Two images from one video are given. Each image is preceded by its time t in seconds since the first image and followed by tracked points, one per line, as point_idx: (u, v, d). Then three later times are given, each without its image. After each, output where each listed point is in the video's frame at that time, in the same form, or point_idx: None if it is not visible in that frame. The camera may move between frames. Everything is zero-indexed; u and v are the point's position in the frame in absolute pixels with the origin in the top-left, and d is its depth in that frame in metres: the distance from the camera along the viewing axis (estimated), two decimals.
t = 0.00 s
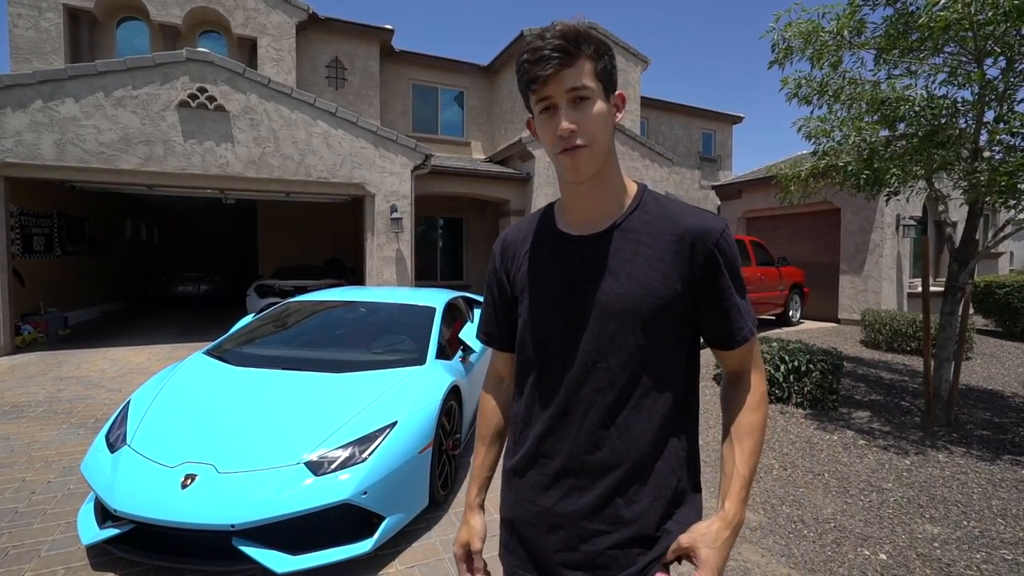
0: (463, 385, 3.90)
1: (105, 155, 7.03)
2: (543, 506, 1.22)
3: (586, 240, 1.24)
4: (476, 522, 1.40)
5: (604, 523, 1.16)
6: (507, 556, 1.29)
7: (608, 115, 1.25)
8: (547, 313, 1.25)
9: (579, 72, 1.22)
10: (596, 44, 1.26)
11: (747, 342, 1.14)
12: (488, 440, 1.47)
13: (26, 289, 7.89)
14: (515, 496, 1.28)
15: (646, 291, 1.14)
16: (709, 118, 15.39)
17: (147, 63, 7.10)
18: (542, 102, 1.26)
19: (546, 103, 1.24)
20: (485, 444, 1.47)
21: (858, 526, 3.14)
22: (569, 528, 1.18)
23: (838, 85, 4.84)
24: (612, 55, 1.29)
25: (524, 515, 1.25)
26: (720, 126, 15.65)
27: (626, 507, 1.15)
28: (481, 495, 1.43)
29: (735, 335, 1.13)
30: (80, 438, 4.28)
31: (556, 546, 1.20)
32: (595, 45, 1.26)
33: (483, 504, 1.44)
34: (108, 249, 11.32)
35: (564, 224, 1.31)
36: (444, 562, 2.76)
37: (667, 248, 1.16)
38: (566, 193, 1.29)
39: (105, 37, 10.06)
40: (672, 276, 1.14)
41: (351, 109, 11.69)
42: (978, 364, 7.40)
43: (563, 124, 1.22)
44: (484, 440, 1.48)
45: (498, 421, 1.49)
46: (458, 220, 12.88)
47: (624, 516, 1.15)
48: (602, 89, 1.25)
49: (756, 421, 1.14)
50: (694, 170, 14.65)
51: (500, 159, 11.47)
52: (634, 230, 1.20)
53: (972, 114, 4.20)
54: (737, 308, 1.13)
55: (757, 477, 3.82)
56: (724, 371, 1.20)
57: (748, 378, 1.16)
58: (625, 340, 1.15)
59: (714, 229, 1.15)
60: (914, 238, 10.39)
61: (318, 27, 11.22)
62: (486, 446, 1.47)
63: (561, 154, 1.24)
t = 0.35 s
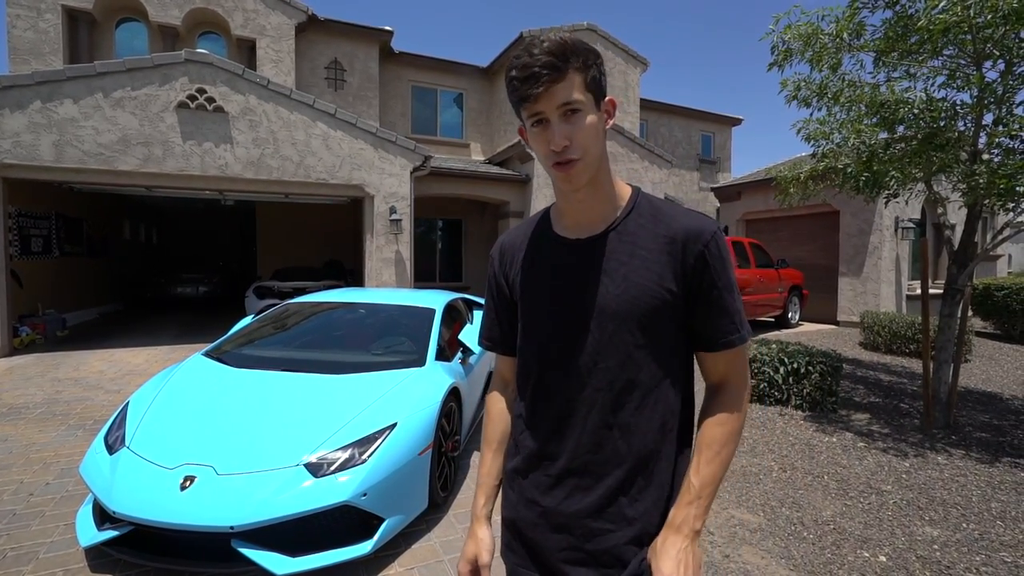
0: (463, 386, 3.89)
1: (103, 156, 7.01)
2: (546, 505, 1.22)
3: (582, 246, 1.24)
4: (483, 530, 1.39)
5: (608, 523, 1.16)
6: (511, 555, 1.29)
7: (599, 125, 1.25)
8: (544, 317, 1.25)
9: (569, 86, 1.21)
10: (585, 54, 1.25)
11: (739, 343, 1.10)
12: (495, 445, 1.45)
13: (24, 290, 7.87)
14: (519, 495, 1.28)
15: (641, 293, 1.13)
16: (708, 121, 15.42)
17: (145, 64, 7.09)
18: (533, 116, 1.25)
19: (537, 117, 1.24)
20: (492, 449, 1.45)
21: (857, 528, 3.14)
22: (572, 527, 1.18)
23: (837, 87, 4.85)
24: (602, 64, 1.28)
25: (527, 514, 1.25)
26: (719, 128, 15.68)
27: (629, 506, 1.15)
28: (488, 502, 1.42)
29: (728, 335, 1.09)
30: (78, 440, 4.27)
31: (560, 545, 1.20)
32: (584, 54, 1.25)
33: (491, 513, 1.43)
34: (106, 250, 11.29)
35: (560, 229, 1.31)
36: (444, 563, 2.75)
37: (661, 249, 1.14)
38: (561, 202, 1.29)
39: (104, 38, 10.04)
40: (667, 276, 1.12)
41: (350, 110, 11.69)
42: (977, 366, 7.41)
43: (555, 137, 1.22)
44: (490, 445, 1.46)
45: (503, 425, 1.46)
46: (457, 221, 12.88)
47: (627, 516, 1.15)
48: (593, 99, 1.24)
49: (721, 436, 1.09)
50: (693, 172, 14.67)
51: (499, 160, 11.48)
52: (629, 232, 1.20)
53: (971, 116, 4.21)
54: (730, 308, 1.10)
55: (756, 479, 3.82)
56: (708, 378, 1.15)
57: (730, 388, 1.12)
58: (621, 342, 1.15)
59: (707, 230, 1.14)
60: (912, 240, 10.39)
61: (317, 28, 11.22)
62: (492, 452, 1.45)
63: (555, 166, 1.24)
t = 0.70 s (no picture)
0: (465, 386, 3.90)
1: (107, 156, 7.04)
2: (552, 507, 1.22)
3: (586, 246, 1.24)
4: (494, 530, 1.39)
5: (614, 525, 1.16)
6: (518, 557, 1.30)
7: (604, 126, 1.24)
8: (549, 318, 1.25)
9: (575, 86, 1.21)
10: (592, 56, 1.24)
11: (746, 343, 1.07)
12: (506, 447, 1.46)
13: (28, 290, 7.90)
14: (526, 497, 1.29)
15: (645, 293, 1.12)
16: (710, 121, 15.40)
17: (149, 64, 7.11)
18: (538, 116, 1.25)
19: (542, 118, 1.24)
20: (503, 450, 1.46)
21: (859, 528, 3.13)
22: (578, 529, 1.19)
23: (840, 87, 4.84)
24: (607, 65, 1.28)
25: (535, 517, 1.26)
26: (722, 128, 15.65)
27: (635, 509, 1.15)
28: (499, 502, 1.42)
29: (735, 336, 1.07)
30: (82, 438, 4.28)
31: (566, 547, 1.20)
32: (590, 56, 1.24)
33: (502, 513, 1.43)
34: (109, 250, 11.33)
35: (564, 230, 1.31)
36: (446, 562, 2.75)
37: (666, 248, 1.13)
38: (565, 202, 1.29)
39: (108, 38, 10.08)
40: (671, 275, 1.11)
41: (353, 110, 11.71)
42: (980, 367, 7.38)
43: (560, 138, 1.22)
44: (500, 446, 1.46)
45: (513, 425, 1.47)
46: (459, 221, 12.89)
47: (634, 518, 1.15)
48: (599, 100, 1.24)
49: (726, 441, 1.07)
50: (695, 172, 14.65)
51: (501, 160, 11.48)
52: (633, 233, 1.19)
53: (975, 116, 4.20)
54: (737, 307, 1.08)
55: (758, 479, 3.81)
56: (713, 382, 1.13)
57: (736, 390, 1.09)
58: (626, 342, 1.14)
59: (711, 228, 1.12)
60: (916, 240, 10.36)
61: (320, 29, 11.23)
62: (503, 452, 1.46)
63: (560, 167, 1.24)
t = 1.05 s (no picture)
0: (467, 385, 3.90)
1: (108, 155, 7.02)
2: (570, 516, 1.22)
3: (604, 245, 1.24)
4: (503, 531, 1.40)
5: (634, 535, 1.15)
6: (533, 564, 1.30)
7: (619, 118, 1.24)
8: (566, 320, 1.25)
9: (588, 78, 1.22)
10: (604, 48, 1.26)
11: (772, 344, 1.06)
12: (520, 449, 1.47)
13: (29, 289, 7.89)
14: (542, 504, 1.29)
15: (664, 292, 1.12)
16: (711, 120, 15.41)
17: (150, 63, 7.09)
18: (552, 109, 1.25)
19: (555, 110, 1.24)
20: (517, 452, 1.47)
21: (860, 528, 3.15)
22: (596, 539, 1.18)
23: (841, 87, 4.84)
24: (620, 56, 1.29)
25: (552, 523, 1.26)
26: (722, 128, 15.66)
27: (657, 519, 1.14)
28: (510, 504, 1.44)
29: (762, 337, 1.06)
30: (83, 437, 4.28)
31: (583, 555, 1.20)
32: (603, 48, 1.25)
33: (513, 516, 1.44)
34: (110, 248, 11.31)
35: (581, 229, 1.31)
36: (448, 561, 2.76)
37: (685, 246, 1.13)
38: (580, 198, 1.29)
39: (108, 36, 10.06)
40: (690, 275, 1.11)
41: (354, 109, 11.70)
42: (980, 368, 7.40)
43: (574, 130, 1.22)
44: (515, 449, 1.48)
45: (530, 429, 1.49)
46: (459, 220, 12.89)
47: (654, 528, 1.13)
48: (612, 92, 1.25)
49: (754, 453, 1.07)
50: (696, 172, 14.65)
51: (502, 160, 11.48)
52: (651, 231, 1.20)
53: (976, 117, 4.21)
54: (761, 307, 1.07)
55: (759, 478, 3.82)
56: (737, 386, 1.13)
57: (764, 394, 1.09)
58: (644, 343, 1.14)
59: (732, 224, 1.12)
60: (916, 240, 10.37)
61: (321, 27, 11.21)
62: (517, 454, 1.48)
63: (574, 161, 1.24)
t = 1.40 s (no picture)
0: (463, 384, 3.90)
1: (100, 152, 6.94)
2: (591, 520, 1.20)
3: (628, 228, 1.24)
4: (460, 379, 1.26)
5: (662, 542, 1.14)
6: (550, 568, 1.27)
7: (641, 101, 1.27)
8: (585, 313, 1.23)
9: (609, 58, 1.25)
10: (625, 32, 1.30)
11: (819, 332, 1.08)
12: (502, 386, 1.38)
13: (19, 287, 7.79)
14: (557, 507, 1.27)
15: (691, 279, 1.13)
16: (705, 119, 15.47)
17: (142, 59, 7.01)
18: (572, 91, 1.29)
19: (576, 93, 1.28)
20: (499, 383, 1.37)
21: (853, 524, 3.18)
22: (621, 544, 1.16)
23: (836, 87, 4.87)
24: (642, 43, 1.33)
25: (568, 528, 1.23)
26: (716, 127, 15.71)
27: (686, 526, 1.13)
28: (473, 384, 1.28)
29: (806, 324, 1.07)
30: (76, 437, 4.24)
31: (604, 562, 1.18)
32: (624, 32, 1.30)
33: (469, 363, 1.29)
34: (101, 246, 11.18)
35: (599, 216, 1.32)
36: (446, 560, 2.76)
37: (714, 231, 1.15)
38: (599, 185, 1.30)
39: (99, 32, 9.93)
40: (717, 261, 1.13)
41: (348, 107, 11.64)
42: (970, 365, 7.50)
43: (594, 112, 1.24)
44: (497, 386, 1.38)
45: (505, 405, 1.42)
46: (454, 218, 12.87)
47: (683, 536, 1.13)
48: (634, 76, 1.28)
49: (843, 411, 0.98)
50: (690, 170, 14.69)
51: (497, 158, 11.47)
52: (676, 217, 1.20)
53: (968, 118, 4.25)
54: (797, 291, 1.08)
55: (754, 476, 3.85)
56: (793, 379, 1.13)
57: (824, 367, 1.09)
58: (669, 335, 1.13)
59: (758, 209, 1.15)
60: (908, 239, 10.47)
61: (315, 24, 11.13)
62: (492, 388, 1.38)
63: (594, 146, 1.26)
